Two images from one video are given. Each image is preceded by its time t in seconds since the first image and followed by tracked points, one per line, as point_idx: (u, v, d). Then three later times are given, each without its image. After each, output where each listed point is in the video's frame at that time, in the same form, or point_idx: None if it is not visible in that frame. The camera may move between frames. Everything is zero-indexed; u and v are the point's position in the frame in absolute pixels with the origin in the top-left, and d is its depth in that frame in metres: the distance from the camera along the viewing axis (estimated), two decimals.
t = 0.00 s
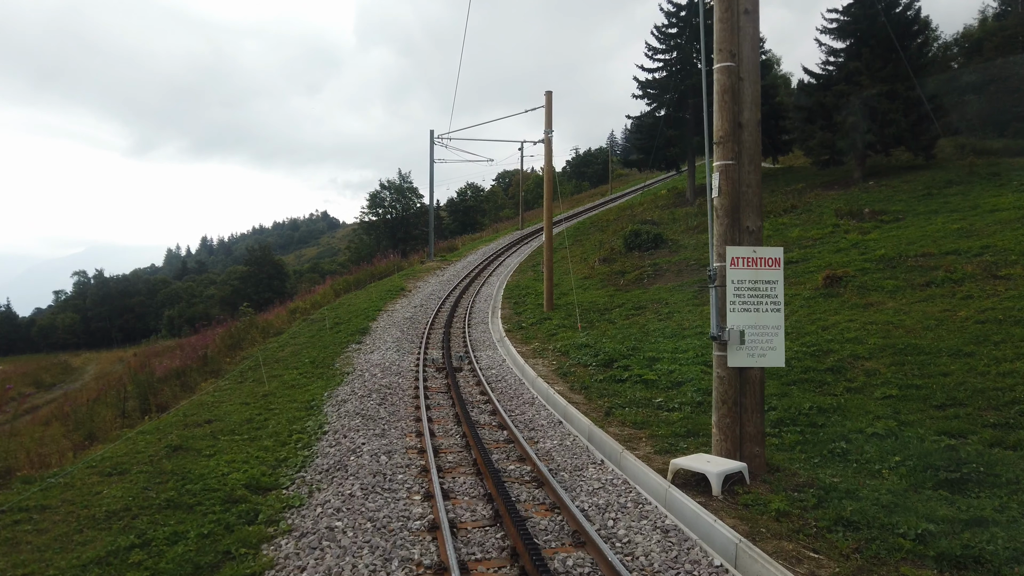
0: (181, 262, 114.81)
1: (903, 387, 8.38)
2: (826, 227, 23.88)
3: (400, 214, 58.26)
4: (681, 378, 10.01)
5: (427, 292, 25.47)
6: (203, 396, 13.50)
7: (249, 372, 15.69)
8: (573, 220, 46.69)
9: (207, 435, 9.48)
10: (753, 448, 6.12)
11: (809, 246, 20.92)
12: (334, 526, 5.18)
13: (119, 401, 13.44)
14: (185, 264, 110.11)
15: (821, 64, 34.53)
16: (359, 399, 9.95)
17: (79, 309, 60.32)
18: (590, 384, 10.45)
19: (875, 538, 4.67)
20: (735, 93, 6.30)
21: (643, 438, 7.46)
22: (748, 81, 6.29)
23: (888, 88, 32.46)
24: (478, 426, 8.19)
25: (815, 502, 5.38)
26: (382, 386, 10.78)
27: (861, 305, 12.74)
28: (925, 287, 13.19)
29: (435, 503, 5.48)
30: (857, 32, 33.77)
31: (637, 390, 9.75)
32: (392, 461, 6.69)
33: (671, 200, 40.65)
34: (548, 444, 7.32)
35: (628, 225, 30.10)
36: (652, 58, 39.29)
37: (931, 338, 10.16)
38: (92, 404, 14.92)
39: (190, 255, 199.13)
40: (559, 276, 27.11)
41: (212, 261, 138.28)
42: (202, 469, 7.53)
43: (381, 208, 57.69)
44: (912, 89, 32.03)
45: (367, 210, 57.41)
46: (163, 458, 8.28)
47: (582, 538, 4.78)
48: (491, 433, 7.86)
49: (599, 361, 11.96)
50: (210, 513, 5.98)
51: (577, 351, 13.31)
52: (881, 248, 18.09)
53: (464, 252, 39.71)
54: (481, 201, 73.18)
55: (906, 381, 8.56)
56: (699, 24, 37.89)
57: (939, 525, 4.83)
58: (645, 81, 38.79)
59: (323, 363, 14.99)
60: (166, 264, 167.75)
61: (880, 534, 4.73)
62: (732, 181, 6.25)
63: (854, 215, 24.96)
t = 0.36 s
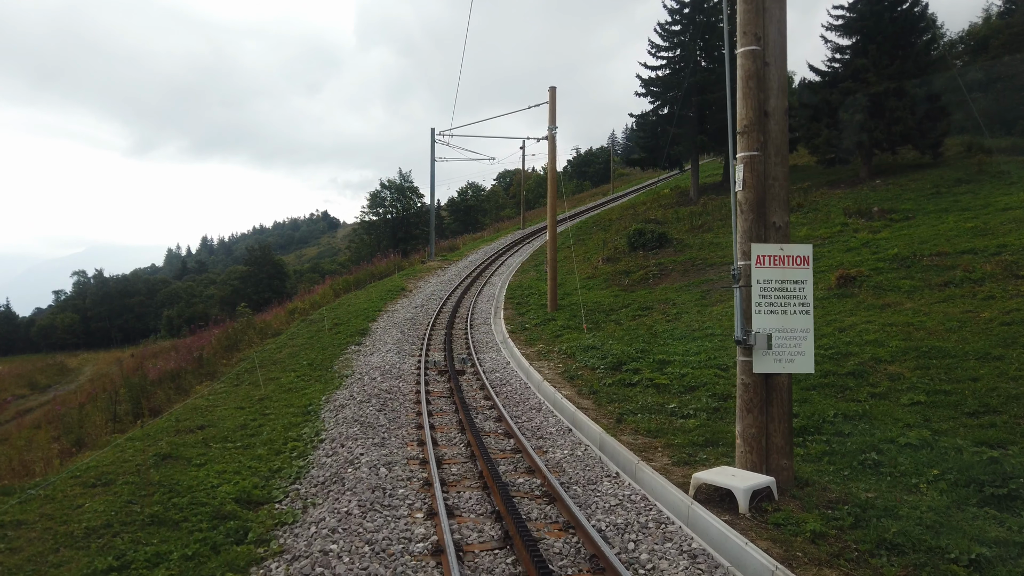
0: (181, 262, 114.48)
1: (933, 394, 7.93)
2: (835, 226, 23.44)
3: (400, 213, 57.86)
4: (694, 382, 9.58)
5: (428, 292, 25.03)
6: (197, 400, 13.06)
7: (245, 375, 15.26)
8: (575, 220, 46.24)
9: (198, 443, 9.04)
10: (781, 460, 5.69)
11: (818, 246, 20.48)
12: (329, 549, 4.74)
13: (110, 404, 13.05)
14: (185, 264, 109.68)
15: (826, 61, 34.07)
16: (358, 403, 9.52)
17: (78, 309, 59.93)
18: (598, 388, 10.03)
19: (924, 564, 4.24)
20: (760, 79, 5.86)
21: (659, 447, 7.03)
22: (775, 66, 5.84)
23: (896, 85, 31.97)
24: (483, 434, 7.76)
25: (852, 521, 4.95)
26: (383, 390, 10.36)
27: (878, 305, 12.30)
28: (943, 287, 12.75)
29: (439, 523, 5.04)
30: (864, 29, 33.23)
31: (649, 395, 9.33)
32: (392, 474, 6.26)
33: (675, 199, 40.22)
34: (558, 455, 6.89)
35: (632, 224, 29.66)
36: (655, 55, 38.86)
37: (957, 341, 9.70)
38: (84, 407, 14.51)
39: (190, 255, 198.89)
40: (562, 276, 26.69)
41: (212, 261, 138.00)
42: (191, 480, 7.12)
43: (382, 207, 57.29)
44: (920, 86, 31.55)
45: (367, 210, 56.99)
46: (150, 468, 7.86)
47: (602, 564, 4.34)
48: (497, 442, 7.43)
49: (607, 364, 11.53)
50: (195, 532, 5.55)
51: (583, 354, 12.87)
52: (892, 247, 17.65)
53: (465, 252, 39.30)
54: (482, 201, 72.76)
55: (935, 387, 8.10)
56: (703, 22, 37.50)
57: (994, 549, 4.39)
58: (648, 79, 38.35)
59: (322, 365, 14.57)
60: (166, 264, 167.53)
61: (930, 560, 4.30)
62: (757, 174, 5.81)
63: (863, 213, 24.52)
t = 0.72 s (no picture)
0: (181, 262, 113.81)
1: (966, 401, 7.48)
2: (844, 225, 22.98)
3: (401, 213, 57.37)
4: (710, 388, 9.12)
5: (429, 293, 24.57)
6: (191, 405, 12.62)
7: (240, 378, 14.80)
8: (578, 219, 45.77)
9: (188, 452, 8.61)
10: (815, 476, 5.24)
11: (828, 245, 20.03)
12: None
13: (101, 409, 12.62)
14: (185, 264, 109.15)
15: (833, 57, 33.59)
16: (356, 409, 9.08)
17: (78, 310, 59.43)
18: (609, 394, 9.58)
19: None
20: (791, 62, 5.39)
21: (677, 459, 6.57)
22: (807, 48, 5.37)
23: (903, 83, 31.45)
24: (489, 443, 7.33)
25: (897, 545, 4.51)
26: (383, 394, 9.91)
27: (897, 306, 11.86)
28: (964, 288, 12.31)
29: (444, 547, 4.61)
30: (870, 25, 32.83)
31: (663, 401, 8.87)
32: (392, 489, 5.81)
33: (678, 199, 39.76)
34: (569, 467, 6.45)
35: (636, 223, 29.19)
36: (658, 53, 38.42)
37: (984, 344, 9.26)
38: (74, 411, 14.06)
39: (190, 255, 198.40)
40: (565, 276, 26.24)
41: (212, 261, 137.56)
42: (178, 493, 6.68)
43: (382, 207, 56.81)
44: (927, 83, 31.08)
45: (368, 210, 56.52)
46: (135, 480, 7.42)
47: None
48: (504, 452, 7.00)
49: (616, 367, 11.08)
50: (177, 556, 5.10)
51: (590, 357, 12.43)
52: (906, 246, 17.19)
53: (467, 251, 38.85)
54: (483, 200, 72.31)
55: (968, 393, 7.66)
56: (706, 19, 37.08)
57: None
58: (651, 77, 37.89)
59: (320, 368, 14.13)
60: (167, 264, 167.18)
61: None
62: (788, 165, 5.35)
63: (872, 212, 24.06)
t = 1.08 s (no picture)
0: (181, 264, 113.36)
1: (1002, 411, 7.02)
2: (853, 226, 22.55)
3: (401, 215, 56.99)
4: (725, 395, 8.69)
5: (430, 295, 24.16)
6: (184, 411, 12.21)
7: (236, 382, 14.37)
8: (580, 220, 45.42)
9: (176, 463, 8.19)
10: (853, 495, 4.81)
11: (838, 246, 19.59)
12: None
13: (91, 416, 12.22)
14: (185, 265, 108.65)
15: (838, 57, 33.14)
16: (354, 417, 8.63)
17: (77, 312, 59.01)
18: (619, 400, 9.16)
19: None
20: (826, 45, 4.94)
21: (697, 474, 6.15)
22: (842, 30, 4.93)
23: (911, 82, 30.76)
24: (496, 455, 6.88)
25: None
26: (383, 401, 9.46)
27: (916, 310, 11.41)
28: (985, 290, 11.85)
29: None
30: (877, 24, 32.25)
31: (677, 409, 8.44)
32: (392, 509, 5.37)
33: (682, 200, 39.35)
34: (583, 482, 6.00)
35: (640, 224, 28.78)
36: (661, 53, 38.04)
37: (1014, 349, 8.80)
38: (65, 417, 13.67)
39: (191, 257, 198.17)
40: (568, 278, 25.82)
41: (213, 263, 137.27)
42: (163, 511, 6.27)
43: (383, 209, 56.44)
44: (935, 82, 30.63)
45: (368, 211, 56.13)
46: (119, 495, 7.01)
47: None
48: (512, 465, 6.55)
49: (625, 373, 10.64)
50: None
51: (598, 361, 11.99)
52: (920, 247, 16.76)
53: (468, 253, 38.48)
54: (484, 202, 71.94)
55: (1004, 403, 7.20)
56: (709, 19, 36.71)
57: None
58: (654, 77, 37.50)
59: (318, 373, 13.70)
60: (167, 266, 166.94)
61: None
62: (822, 158, 4.92)
63: (881, 213, 23.65)
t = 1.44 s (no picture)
0: (181, 268, 112.89)
1: None
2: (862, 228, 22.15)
3: (401, 217, 56.57)
4: (743, 405, 8.24)
5: (431, 299, 23.72)
6: (176, 419, 11.77)
7: (230, 389, 13.92)
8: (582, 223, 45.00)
9: (163, 477, 7.76)
10: (900, 520, 4.37)
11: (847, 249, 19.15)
12: None
13: (79, 424, 11.78)
14: (184, 268, 108.15)
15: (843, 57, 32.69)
16: (351, 428, 8.17)
17: (76, 315, 58.48)
18: (631, 410, 8.71)
19: None
20: (868, 26, 4.49)
21: (721, 492, 5.70)
22: (885, 9, 4.48)
23: (918, 83, 30.38)
24: (503, 470, 6.43)
25: None
26: (382, 409, 9.01)
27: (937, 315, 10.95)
28: (1007, 294, 11.40)
29: None
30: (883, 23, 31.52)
31: (692, 419, 7.99)
32: (391, 534, 4.92)
33: (685, 202, 38.95)
34: (597, 502, 5.55)
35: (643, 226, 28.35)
36: (664, 54, 37.64)
37: None
38: (53, 425, 13.21)
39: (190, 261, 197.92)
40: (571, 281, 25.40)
41: (212, 266, 136.90)
42: (144, 532, 5.83)
43: (382, 211, 56.01)
44: (942, 84, 30.31)
45: (368, 214, 55.69)
46: (100, 515, 6.57)
47: None
48: (521, 482, 6.11)
49: (635, 380, 10.18)
50: None
51: (605, 367, 11.55)
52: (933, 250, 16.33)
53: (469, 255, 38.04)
54: (484, 205, 71.54)
55: None
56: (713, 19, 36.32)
57: None
58: (657, 78, 37.10)
59: (316, 379, 13.23)
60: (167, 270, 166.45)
61: None
62: (862, 150, 4.48)
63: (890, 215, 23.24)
